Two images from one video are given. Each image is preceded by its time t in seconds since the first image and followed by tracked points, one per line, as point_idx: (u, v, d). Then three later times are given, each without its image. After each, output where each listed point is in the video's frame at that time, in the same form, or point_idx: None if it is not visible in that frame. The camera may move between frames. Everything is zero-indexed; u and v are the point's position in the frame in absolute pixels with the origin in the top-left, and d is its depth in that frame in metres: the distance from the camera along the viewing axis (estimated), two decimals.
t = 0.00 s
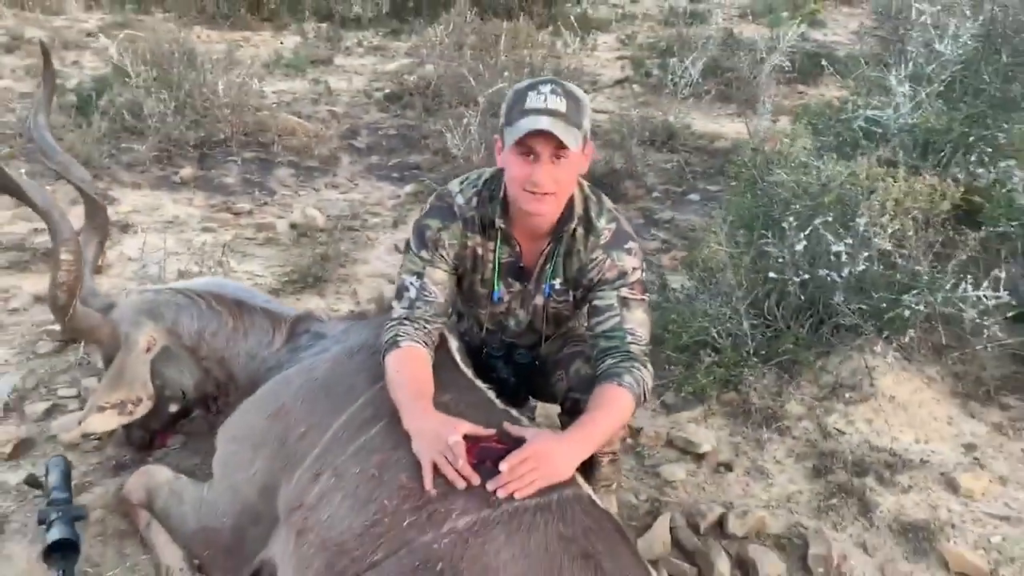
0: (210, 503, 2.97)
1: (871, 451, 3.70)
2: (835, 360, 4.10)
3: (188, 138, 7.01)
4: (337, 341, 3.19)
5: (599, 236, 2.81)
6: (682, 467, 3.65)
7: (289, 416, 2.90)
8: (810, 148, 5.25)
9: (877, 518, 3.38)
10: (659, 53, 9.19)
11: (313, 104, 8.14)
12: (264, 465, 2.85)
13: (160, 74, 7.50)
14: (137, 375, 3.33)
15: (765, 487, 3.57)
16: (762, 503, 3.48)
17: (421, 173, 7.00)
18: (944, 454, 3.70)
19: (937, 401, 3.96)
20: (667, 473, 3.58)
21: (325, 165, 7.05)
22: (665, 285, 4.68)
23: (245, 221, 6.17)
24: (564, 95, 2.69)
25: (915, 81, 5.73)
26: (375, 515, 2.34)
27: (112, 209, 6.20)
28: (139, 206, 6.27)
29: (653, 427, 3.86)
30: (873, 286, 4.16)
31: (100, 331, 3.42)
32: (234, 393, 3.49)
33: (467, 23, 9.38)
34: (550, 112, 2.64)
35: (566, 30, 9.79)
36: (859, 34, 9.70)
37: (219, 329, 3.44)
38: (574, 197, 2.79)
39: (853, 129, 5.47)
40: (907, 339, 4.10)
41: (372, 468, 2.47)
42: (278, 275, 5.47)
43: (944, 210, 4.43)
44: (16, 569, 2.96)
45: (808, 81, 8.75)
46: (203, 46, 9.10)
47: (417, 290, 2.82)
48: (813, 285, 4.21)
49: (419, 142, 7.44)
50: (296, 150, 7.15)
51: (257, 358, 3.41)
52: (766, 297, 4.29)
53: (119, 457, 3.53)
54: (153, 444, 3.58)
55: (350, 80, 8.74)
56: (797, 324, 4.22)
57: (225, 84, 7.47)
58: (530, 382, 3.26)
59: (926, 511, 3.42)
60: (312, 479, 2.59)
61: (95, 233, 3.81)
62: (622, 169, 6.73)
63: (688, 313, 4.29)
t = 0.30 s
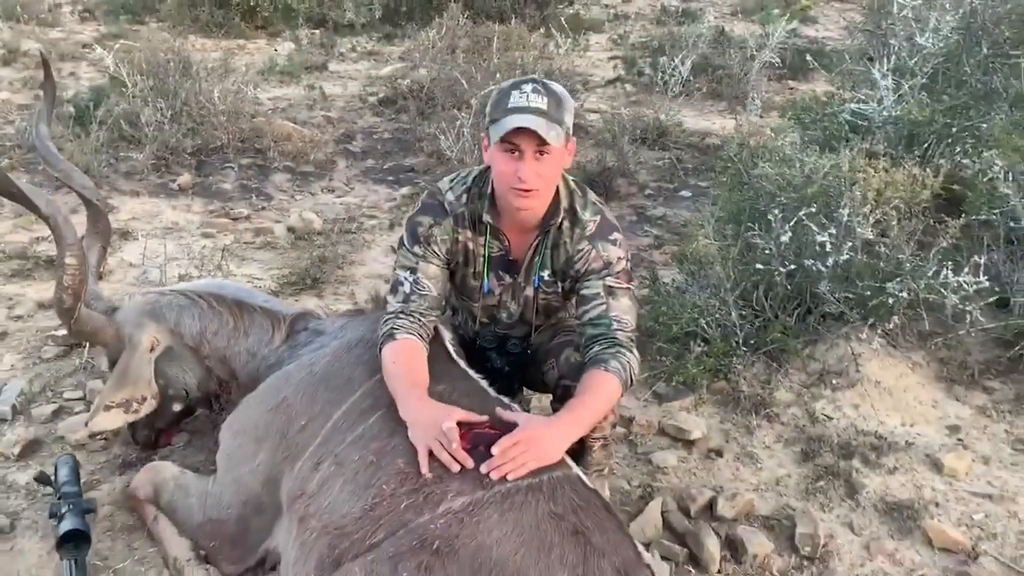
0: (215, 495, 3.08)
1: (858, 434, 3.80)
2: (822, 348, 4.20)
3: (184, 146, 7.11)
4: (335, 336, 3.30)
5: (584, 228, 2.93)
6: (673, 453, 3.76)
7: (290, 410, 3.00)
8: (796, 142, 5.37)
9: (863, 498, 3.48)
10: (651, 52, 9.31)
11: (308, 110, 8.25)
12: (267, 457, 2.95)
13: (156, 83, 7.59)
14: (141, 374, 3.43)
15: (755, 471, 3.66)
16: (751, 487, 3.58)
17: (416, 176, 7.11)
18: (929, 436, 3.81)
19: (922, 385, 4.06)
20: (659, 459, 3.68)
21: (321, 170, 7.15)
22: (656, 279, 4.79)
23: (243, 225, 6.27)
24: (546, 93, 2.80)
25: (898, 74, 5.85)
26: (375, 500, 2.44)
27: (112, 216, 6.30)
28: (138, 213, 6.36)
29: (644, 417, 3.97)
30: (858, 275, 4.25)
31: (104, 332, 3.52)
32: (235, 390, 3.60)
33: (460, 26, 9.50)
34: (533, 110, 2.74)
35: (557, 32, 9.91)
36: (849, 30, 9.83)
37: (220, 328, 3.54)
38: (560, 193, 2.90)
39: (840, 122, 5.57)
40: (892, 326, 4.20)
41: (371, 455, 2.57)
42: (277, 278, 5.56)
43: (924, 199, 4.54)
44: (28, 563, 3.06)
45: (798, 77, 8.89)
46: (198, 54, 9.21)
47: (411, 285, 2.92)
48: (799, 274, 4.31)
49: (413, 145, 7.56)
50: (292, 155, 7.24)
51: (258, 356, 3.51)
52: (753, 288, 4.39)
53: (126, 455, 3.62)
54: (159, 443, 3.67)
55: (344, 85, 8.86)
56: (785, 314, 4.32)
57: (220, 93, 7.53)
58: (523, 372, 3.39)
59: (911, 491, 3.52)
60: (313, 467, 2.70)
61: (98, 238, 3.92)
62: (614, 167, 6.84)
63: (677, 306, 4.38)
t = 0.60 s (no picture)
0: (221, 487, 3.12)
1: (855, 417, 3.84)
2: (819, 333, 4.24)
3: (183, 145, 7.14)
4: (336, 328, 3.34)
5: (579, 192, 3.02)
6: (673, 439, 3.80)
7: (293, 402, 3.04)
8: (790, 129, 5.40)
9: (861, 479, 3.52)
10: (646, 44, 9.34)
11: (305, 108, 8.28)
12: (272, 448, 3.00)
13: (153, 83, 7.62)
14: (145, 370, 3.47)
15: (754, 455, 3.70)
16: (751, 470, 3.62)
17: (414, 171, 7.15)
18: (925, 418, 3.84)
19: (919, 367, 4.10)
20: (658, 445, 3.72)
21: (319, 167, 7.19)
22: (654, 268, 4.83)
23: (243, 223, 6.31)
24: (526, 89, 2.81)
25: (891, 61, 5.89)
26: (378, 487, 2.48)
27: (113, 216, 6.33)
28: (138, 213, 6.39)
29: (643, 404, 4.01)
30: (854, 259, 4.31)
31: (108, 329, 3.55)
32: (239, 383, 3.66)
33: (456, 22, 9.52)
34: (512, 110, 2.76)
35: (552, 26, 9.94)
36: (844, 18, 9.87)
37: (222, 322, 3.58)
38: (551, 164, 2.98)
39: (834, 109, 5.61)
40: (890, 310, 4.21)
41: (373, 443, 2.61)
42: (277, 274, 5.60)
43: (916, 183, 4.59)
44: (37, 557, 3.11)
45: (793, 66, 8.92)
46: (195, 54, 9.24)
47: (411, 272, 2.99)
48: (795, 260, 4.35)
49: (411, 141, 7.60)
50: (290, 152, 7.27)
51: (260, 349, 3.55)
52: (750, 275, 4.42)
53: (131, 450, 3.66)
54: (163, 437, 3.70)
55: (341, 83, 8.90)
56: (781, 300, 4.36)
57: (218, 92, 7.56)
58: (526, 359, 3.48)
59: (908, 471, 3.56)
60: (317, 456, 2.75)
61: (99, 236, 3.95)
62: (611, 158, 6.87)
63: (675, 294, 4.41)
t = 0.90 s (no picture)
0: (221, 481, 3.14)
1: (853, 402, 3.85)
2: (817, 319, 4.25)
3: (180, 143, 7.15)
4: (333, 323, 3.35)
5: (567, 150, 3.16)
6: (672, 427, 3.81)
7: (291, 394, 3.06)
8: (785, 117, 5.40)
9: (859, 464, 3.53)
10: (643, 34, 9.33)
11: (302, 103, 8.28)
12: (271, 441, 3.01)
13: (150, 81, 7.61)
14: (144, 366, 3.48)
15: (752, 442, 3.72)
16: (749, 457, 3.63)
17: (412, 165, 7.16)
18: (924, 403, 3.85)
19: (917, 352, 4.11)
20: (657, 433, 3.73)
21: (317, 162, 7.20)
22: (652, 257, 4.84)
23: (242, 219, 6.32)
24: (494, 62, 2.88)
25: (887, 46, 5.89)
26: (376, 477, 2.50)
27: (112, 215, 6.33)
28: (137, 211, 6.40)
29: (642, 392, 4.02)
30: (850, 245, 4.33)
31: (107, 326, 3.56)
32: (238, 378, 3.67)
33: (452, 14, 9.51)
34: (481, 84, 2.85)
35: (549, 17, 9.93)
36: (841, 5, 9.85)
37: (220, 318, 3.60)
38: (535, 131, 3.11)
39: (830, 95, 5.61)
40: (886, 295, 4.23)
41: (371, 433, 2.63)
42: (276, 270, 5.61)
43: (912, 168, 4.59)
44: (40, 554, 3.12)
45: (790, 53, 8.92)
46: (192, 50, 9.23)
47: (398, 257, 3.10)
48: (792, 247, 4.35)
49: (408, 134, 7.62)
50: (288, 148, 7.28)
51: (259, 344, 3.56)
52: (748, 262, 4.42)
53: (132, 446, 3.67)
54: (165, 434, 3.71)
55: (338, 78, 8.90)
56: (779, 287, 4.37)
57: (215, 88, 7.57)
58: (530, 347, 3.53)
59: (906, 455, 3.57)
60: (315, 447, 2.76)
61: (97, 234, 3.96)
62: (608, 149, 6.86)
63: (672, 282, 4.41)
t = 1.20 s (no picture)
0: (222, 481, 3.13)
1: (856, 395, 3.83)
2: (819, 312, 4.23)
3: (180, 141, 7.13)
4: (332, 321, 3.33)
5: (569, 153, 3.17)
6: (673, 422, 3.79)
7: (290, 394, 3.04)
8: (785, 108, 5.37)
9: (863, 457, 3.51)
10: (644, 26, 9.31)
11: (302, 99, 8.27)
12: (271, 441, 3.00)
13: (149, 79, 7.56)
14: (144, 367, 3.47)
15: (755, 436, 3.70)
16: (752, 451, 3.61)
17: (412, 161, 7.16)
18: (927, 395, 3.83)
19: (919, 344, 4.09)
20: (659, 428, 3.71)
21: (317, 159, 7.20)
22: (653, 250, 4.81)
23: (242, 217, 6.30)
24: (499, 64, 2.90)
25: (888, 35, 5.85)
26: (375, 477, 2.48)
27: (112, 214, 6.32)
28: (137, 210, 6.39)
29: (643, 387, 4.01)
30: (853, 238, 4.31)
31: (106, 328, 3.54)
32: (238, 378, 3.66)
33: (451, 8, 9.49)
34: (482, 85, 2.88)
35: (549, 10, 9.91)
36: None
37: (219, 318, 3.59)
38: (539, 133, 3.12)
39: (831, 86, 5.58)
40: (889, 287, 4.20)
41: (370, 433, 2.61)
42: (277, 268, 5.60)
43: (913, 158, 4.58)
44: (41, 556, 3.12)
45: (790, 43, 8.91)
46: (191, 47, 9.21)
47: (389, 235, 3.20)
48: (793, 240, 4.32)
49: (408, 130, 7.61)
50: (288, 144, 7.26)
51: (258, 343, 3.55)
52: (749, 255, 4.39)
53: (133, 447, 3.66)
54: (165, 434, 3.71)
55: (337, 74, 8.90)
56: (781, 279, 4.34)
57: (214, 86, 7.52)
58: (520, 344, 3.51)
59: (910, 448, 3.55)
60: (315, 448, 2.75)
61: (95, 234, 3.94)
62: (608, 142, 6.83)
63: (673, 276, 4.37)
